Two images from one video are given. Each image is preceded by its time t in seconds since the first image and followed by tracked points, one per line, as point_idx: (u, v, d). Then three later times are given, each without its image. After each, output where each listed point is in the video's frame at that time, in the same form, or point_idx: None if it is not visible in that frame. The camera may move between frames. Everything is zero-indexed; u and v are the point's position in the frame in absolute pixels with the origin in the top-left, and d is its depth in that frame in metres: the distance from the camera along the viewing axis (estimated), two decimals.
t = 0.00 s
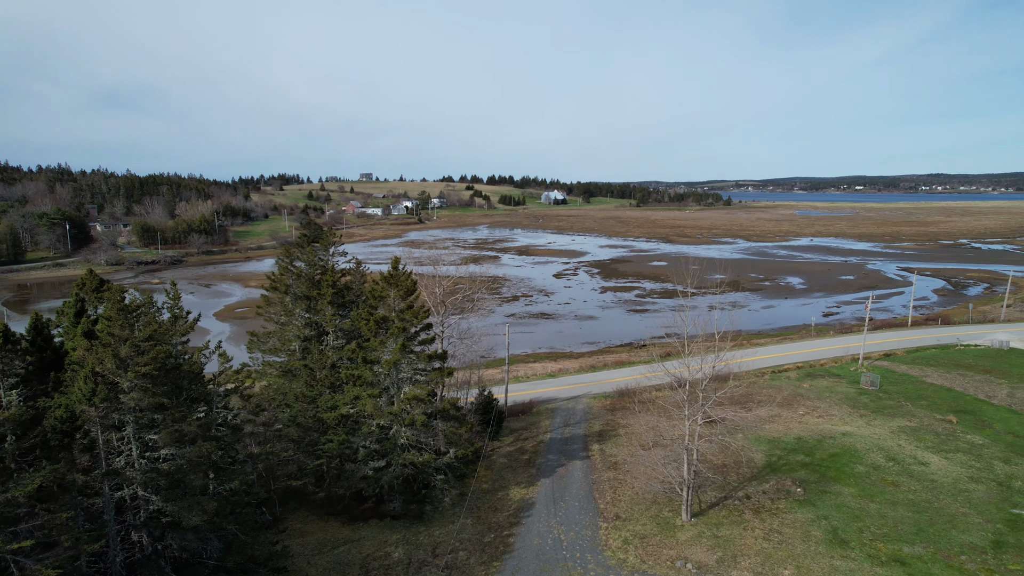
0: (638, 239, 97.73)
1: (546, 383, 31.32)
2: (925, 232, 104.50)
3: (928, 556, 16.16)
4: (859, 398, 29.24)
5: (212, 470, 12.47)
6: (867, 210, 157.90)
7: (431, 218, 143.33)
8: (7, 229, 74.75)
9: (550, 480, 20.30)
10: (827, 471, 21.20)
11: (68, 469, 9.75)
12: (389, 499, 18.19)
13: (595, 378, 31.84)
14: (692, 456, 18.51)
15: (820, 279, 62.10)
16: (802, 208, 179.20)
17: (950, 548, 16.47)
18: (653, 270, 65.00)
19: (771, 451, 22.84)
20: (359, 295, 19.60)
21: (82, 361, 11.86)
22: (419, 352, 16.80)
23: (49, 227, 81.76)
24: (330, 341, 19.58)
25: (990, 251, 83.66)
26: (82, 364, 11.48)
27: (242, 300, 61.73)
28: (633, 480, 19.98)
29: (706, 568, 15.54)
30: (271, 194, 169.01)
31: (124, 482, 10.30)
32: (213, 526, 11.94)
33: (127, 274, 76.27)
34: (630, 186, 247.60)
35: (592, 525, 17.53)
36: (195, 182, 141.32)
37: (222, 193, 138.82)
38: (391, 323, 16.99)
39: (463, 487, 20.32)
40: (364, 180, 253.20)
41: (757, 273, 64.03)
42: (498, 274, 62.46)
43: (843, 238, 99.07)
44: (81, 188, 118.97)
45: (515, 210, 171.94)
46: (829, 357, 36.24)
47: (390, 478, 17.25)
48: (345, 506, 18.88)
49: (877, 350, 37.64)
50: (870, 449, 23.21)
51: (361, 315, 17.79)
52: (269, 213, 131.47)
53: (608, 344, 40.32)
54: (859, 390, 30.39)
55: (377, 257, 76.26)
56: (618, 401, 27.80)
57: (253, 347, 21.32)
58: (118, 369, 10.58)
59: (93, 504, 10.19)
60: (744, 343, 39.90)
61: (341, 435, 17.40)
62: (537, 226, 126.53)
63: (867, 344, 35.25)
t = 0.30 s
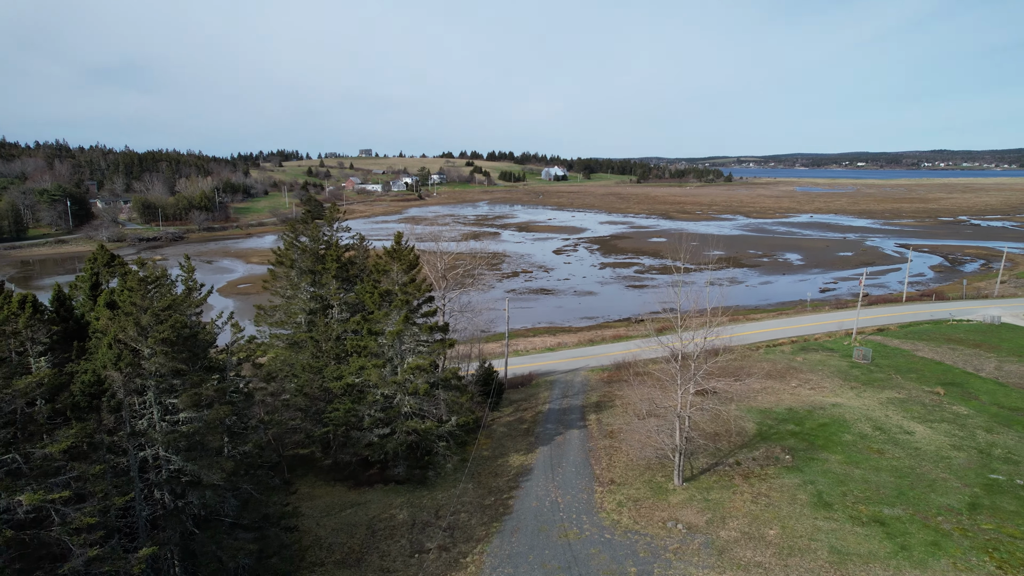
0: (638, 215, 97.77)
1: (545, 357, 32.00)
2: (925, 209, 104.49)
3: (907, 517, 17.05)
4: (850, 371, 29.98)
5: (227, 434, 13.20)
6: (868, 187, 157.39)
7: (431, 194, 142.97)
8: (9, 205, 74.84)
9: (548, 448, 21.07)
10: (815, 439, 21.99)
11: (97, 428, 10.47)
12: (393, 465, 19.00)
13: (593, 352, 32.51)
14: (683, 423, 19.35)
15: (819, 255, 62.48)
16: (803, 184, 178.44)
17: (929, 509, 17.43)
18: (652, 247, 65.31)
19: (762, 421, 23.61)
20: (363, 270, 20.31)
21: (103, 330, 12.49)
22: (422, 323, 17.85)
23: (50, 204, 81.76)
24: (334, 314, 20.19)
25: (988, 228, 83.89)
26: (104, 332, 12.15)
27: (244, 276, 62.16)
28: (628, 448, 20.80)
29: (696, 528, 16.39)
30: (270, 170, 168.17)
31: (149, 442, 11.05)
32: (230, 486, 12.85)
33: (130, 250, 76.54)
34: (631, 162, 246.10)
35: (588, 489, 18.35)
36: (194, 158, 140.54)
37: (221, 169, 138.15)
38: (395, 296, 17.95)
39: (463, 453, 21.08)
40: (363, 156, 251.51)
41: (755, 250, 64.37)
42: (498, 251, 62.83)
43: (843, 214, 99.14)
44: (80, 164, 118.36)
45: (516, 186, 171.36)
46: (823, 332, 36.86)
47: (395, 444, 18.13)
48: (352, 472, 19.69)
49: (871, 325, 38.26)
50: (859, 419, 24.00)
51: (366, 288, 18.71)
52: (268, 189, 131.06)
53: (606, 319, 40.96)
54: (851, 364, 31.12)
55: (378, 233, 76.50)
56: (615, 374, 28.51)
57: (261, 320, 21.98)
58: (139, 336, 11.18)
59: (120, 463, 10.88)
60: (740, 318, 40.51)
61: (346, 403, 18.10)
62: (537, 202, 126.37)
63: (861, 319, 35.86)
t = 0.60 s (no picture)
0: (638, 192, 97.74)
1: (545, 330, 32.65)
2: (925, 186, 104.43)
3: (888, 479, 18.12)
4: (843, 343, 30.72)
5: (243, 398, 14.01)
6: (869, 163, 156.78)
7: (431, 171, 142.62)
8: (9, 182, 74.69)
9: (547, 416, 21.83)
10: (805, 408, 22.80)
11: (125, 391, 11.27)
12: (398, 431, 19.82)
13: (592, 325, 33.16)
14: (676, 391, 20.11)
15: (817, 231, 62.74)
16: (805, 160, 177.56)
17: (909, 473, 18.48)
18: (651, 223, 65.56)
19: (754, 390, 24.40)
20: (368, 244, 21.03)
21: (124, 299, 13.16)
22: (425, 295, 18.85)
23: (51, 180, 81.68)
24: (339, 287, 20.83)
25: (987, 204, 84.09)
26: (127, 302, 12.92)
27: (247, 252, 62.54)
28: (624, 415, 21.62)
29: (688, 489, 17.23)
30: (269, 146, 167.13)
31: (173, 404, 11.84)
32: (247, 446, 13.73)
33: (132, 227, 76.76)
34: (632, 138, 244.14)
35: (585, 454, 19.14)
36: (193, 134, 139.48)
37: (220, 145, 137.41)
38: (399, 268, 18.86)
39: (465, 420, 21.90)
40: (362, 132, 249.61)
41: (755, 226, 64.61)
42: (498, 227, 63.12)
43: (843, 191, 99.10)
44: (78, 139, 117.62)
45: (516, 162, 170.62)
46: (818, 306, 37.43)
47: (400, 410, 18.95)
48: (358, 438, 20.50)
49: (865, 300, 38.82)
50: (849, 389, 24.81)
51: (372, 261, 19.57)
52: (268, 165, 130.55)
53: (605, 294, 41.52)
54: (844, 337, 31.82)
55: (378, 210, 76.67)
56: (613, 347, 29.19)
57: (269, 293, 22.66)
58: (160, 305, 11.93)
59: (146, 424, 11.72)
60: (737, 293, 41.08)
61: (353, 372, 18.78)
62: (538, 178, 126.21)
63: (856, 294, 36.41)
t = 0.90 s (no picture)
0: (638, 168, 97.57)
1: (545, 305, 33.31)
2: (926, 163, 104.17)
3: (872, 444, 19.01)
4: (836, 317, 31.45)
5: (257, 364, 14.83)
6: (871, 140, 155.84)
7: (431, 147, 141.92)
8: (10, 158, 74.46)
9: (546, 385, 22.59)
10: (797, 378, 23.59)
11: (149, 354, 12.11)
12: (403, 398, 20.64)
13: (592, 300, 33.79)
14: (671, 361, 20.86)
15: (816, 208, 63.00)
16: (807, 137, 176.33)
17: (893, 438, 19.38)
18: (651, 200, 65.77)
19: (748, 361, 25.15)
20: (372, 219, 21.67)
21: (143, 269, 13.88)
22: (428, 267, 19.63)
23: (51, 157, 81.53)
24: (345, 260, 21.51)
25: (987, 181, 84.10)
26: (147, 272, 13.67)
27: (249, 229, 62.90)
28: (621, 385, 22.41)
29: (680, 453, 18.05)
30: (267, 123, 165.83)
31: (193, 368, 12.62)
32: (261, 409, 14.57)
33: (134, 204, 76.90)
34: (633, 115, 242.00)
35: (583, 421, 19.92)
36: (191, 111, 138.42)
37: (219, 122, 136.41)
38: (404, 242, 19.61)
39: (467, 389, 22.73)
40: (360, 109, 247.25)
41: (754, 203, 64.87)
42: (498, 204, 63.39)
43: (844, 168, 98.93)
44: (76, 115, 116.73)
45: (516, 138, 169.42)
46: (814, 282, 38.03)
47: (405, 378, 19.74)
48: (364, 405, 21.29)
49: (860, 276, 39.41)
50: (839, 360, 25.57)
51: (377, 235, 20.24)
52: (268, 142, 129.87)
53: (604, 270, 42.12)
54: (838, 311, 32.55)
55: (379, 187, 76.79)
56: (611, 320, 29.87)
57: (275, 266, 23.23)
58: (180, 275, 12.71)
59: (169, 386, 12.59)
60: (734, 268, 41.65)
61: (359, 342, 19.46)
62: (538, 155, 125.72)
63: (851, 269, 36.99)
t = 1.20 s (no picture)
0: (639, 145, 97.31)
1: (545, 279, 33.85)
2: (928, 139, 103.70)
3: (859, 410, 19.79)
4: (830, 291, 32.05)
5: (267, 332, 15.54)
6: (873, 117, 154.67)
7: (430, 124, 140.87)
8: (10, 134, 74.35)
9: (546, 356, 23.32)
10: (789, 348, 24.30)
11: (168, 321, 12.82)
12: (408, 367, 21.37)
13: (591, 275, 34.30)
14: (667, 332, 21.52)
15: (816, 185, 63.12)
16: (809, 114, 174.78)
17: (879, 406, 20.17)
18: (651, 176, 65.85)
19: (742, 333, 25.81)
20: (376, 193, 22.18)
21: (159, 241, 14.54)
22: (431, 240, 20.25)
23: (50, 134, 81.22)
24: (349, 234, 22.07)
25: (988, 158, 83.94)
26: (163, 243, 14.34)
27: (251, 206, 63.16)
28: (618, 355, 23.11)
29: (674, 418, 18.81)
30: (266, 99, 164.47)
31: (209, 334, 13.38)
32: (273, 375, 15.31)
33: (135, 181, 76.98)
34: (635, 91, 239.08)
35: (581, 389, 20.67)
36: (188, 87, 137.24)
37: (217, 98, 135.28)
38: (407, 216, 20.20)
39: (468, 359, 23.46)
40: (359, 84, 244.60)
41: (754, 180, 64.98)
42: (498, 180, 63.55)
43: (845, 145, 98.56)
44: (73, 92, 115.80)
45: (516, 115, 168.15)
46: (810, 257, 38.51)
47: (409, 348, 20.48)
48: (369, 375, 22.03)
49: (856, 251, 39.87)
50: (831, 332, 26.25)
51: (380, 208, 20.79)
52: (266, 119, 129.05)
53: (603, 246, 42.57)
54: (832, 285, 33.14)
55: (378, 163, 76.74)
56: (609, 294, 30.46)
57: (281, 240, 23.73)
58: (195, 246, 13.38)
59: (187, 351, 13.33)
60: (732, 244, 42.08)
61: (364, 313, 20.08)
62: (538, 131, 125.08)
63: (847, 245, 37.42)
